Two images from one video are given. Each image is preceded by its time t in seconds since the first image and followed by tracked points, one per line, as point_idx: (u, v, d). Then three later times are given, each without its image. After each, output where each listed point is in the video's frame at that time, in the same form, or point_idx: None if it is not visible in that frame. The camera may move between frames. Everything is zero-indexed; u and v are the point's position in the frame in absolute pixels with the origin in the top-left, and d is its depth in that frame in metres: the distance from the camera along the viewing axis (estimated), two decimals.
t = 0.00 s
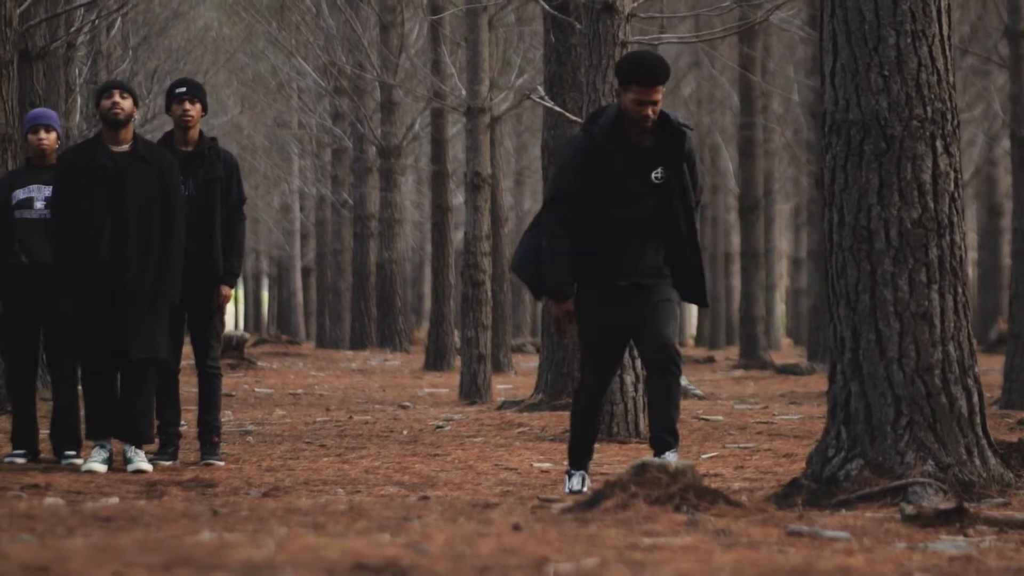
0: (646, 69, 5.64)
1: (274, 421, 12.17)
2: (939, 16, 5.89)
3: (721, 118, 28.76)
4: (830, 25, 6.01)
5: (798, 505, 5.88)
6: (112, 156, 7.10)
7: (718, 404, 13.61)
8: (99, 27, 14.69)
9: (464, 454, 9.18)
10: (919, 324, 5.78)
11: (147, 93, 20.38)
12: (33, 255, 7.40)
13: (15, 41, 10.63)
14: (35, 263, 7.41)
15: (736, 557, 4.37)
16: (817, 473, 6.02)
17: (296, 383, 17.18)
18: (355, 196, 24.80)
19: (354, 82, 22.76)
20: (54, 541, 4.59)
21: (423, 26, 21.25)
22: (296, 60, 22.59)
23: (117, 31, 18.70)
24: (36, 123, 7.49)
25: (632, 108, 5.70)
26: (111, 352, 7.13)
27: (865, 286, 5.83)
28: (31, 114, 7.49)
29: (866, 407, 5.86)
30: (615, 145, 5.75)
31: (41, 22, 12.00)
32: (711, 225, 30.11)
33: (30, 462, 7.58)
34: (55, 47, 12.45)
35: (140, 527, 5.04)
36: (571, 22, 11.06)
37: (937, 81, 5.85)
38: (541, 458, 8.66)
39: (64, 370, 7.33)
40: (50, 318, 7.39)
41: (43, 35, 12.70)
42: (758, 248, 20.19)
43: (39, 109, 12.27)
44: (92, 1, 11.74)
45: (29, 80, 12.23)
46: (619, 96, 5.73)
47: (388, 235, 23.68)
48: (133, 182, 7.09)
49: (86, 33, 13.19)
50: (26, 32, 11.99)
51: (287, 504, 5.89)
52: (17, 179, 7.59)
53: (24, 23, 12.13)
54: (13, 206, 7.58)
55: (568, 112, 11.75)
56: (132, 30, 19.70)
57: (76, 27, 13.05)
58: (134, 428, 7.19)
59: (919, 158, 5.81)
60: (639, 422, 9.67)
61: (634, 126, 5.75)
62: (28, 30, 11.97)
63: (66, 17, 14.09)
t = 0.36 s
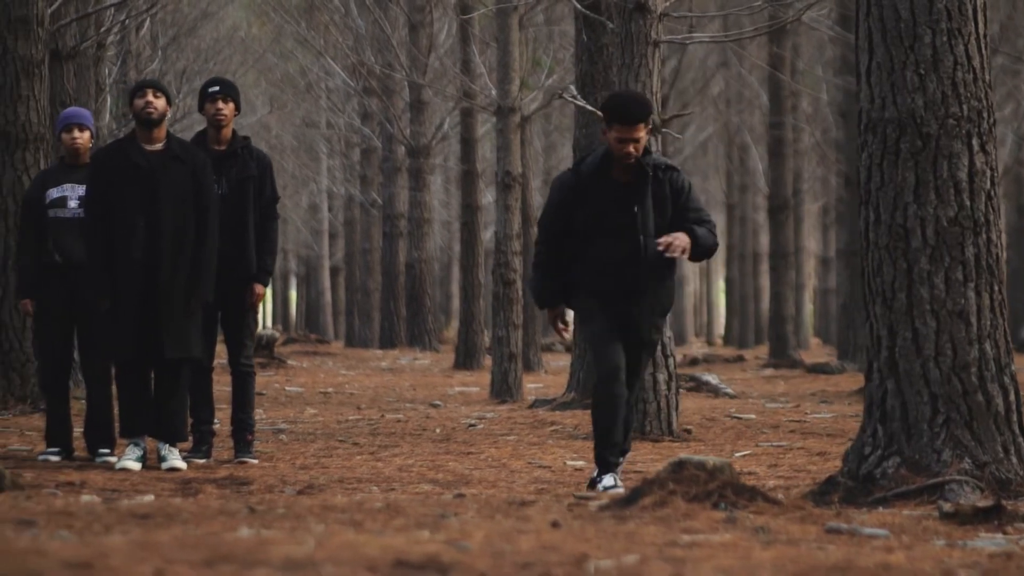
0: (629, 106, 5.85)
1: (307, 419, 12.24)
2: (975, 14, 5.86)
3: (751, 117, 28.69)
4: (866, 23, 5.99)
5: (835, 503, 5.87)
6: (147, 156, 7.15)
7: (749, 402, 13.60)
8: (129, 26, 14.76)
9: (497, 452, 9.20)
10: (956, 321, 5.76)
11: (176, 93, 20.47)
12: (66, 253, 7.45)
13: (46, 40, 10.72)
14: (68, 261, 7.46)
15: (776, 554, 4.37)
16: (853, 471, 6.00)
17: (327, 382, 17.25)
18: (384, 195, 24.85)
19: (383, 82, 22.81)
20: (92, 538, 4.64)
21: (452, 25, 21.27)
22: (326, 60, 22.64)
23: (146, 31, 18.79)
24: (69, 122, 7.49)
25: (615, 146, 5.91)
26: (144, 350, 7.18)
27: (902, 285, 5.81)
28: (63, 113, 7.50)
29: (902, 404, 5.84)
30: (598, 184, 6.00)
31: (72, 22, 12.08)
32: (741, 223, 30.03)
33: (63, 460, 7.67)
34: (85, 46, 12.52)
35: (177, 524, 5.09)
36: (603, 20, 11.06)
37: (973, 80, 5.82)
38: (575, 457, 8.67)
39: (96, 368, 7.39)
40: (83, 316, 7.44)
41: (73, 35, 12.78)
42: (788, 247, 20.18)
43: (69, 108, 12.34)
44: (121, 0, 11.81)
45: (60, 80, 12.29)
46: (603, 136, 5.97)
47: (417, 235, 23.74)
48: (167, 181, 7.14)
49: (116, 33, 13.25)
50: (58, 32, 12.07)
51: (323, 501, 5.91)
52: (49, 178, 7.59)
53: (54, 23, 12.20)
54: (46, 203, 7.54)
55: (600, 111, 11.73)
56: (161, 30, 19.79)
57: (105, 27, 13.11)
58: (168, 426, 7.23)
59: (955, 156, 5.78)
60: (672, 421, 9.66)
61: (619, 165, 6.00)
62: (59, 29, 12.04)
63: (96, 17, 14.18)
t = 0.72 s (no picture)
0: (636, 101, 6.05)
1: (348, 420, 12.30)
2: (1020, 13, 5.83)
3: (790, 116, 28.57)
4: (911, 23, 5.96)
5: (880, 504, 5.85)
6: (190, 156, 7.22)
7: (788, 403, 13.56)
8: (168, 27, 14.85)
9: (539, 453, 9.22)
10: (1001, 321, 5.73)
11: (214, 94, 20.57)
12: (108, 253, 7.53)
13: (87, 41, 10.81)
14: (110, 261, 7.54)
15: (823, 554, 4.37)
16: (898, 472, 5.98)
17: (365, 383, 17.32)
18: (422, 196, 24.90)
19: (422, 82, 22.85)
20: (138, 537, 4.69)
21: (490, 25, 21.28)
22: (364, 61, 22.70)
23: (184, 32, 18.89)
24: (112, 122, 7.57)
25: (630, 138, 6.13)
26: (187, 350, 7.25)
27: (946, 284, 5.78)
28: (107, 113, 7.58)
29: (947, 404, 5.81)
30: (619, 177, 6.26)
31: (112, 23, 12.16)
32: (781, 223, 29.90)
33: (106, 460, 7.74)
34: (125, 46, 12.61)
35: (224, 524, 5.14)
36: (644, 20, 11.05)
37: (1018, 79, 5.80)
38: (616, 458, 8.67)
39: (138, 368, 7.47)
40: (125, 316, 7.52)
41: (113, 36, 12.88)
42: (826, 248, 20.09)
43: (109, 109, 12.44)
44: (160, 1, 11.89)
45: (100, 81, 12.38)
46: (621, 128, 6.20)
47: (455, 236, 23.77)
48: (209, 181, 7.20)
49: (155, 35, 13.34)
50: (98, 33, 12.17)
51: (368, 502, 5.95)
52: (92, 179, 7.66)
53: (94, 23, 12.29)
54: (89, 204, 7.62)
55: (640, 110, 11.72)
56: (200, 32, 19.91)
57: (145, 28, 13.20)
58: (210, 426, 7.29)
59: (1000, 155, 5.75)
60: (713, 422, 9.65)
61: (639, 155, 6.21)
62: (99, 30, 12.13)
63: (136, 18, 14.28)
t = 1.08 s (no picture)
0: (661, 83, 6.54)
1: (392, 419, 12.35)
2: None
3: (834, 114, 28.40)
4: (958, 20, 5.93)
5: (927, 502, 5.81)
6: (236, 156, 7.28)
7: (833, 403, 13.50)
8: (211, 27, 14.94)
9: (584, 452, 9.23)
10: None
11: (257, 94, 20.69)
12: (154, 253, 7.60)
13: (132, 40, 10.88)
14: (156, 260, 7.61)
15: (874, 552, 4.35)
16: (945, 470, 5.93)
17: (408, 382, 17.38)
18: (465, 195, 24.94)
19: (464, 82, 22.88)
20: (186, 536, 4.74)
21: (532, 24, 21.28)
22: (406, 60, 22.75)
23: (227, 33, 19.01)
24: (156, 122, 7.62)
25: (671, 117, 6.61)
26: (233, 349, 7.31)
27: (995, 282, 5.75)
28: (152, 111, 7.64)
29: (995, 403, 5.76)
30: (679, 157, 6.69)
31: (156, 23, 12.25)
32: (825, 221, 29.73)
33: (152, 458, 7.81)
34: (169, 45, 12.70)
35: (271, 522, 5.18)
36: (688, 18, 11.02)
37: None
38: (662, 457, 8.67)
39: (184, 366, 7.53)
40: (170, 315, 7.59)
41: (157, 35, 12.96)
42: (869, 247, 19.99)
43: (153, 108, 12.54)
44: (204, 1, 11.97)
45: (144, 81, 12.48)
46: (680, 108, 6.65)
47: (498, 235, 23.80)
48: (255, 181, 7.26)
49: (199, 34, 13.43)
50: (142, 33, 12.26)
51: (415, 501, 5.98)
52: (137, 178, 7.72)
53: (138, 23, 12.38)
54: (134, 203, 7.68)
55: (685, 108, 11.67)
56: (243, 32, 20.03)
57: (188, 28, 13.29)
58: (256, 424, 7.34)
59: None
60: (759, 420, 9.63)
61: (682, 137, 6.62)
62: (143, 30, 12.22)
63: (179, 18, 14.39)
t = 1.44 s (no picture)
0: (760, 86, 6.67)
1: (433, 417, 12.38)
2: None
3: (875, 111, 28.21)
4: (1002, 17, 5.89)
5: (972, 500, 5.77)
6: (278, 155, 7.33)
7: (874, 401, 13.41)
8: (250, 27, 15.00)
9: (625, 450, 9.23)
10: None
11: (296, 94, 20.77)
12: (196, 252, 7.66)
13: (173, 39, 10.94)
14: (198, 259, 7.67)
15: (919, 550, 4.33)
16: (989, 468, 5.88)
17: (448, 381, 17.39)
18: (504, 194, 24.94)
19: (503, 81, 22.88)
20: (230, 533, 4.78)
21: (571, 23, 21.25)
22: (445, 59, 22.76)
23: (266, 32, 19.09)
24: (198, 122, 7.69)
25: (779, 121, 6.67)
26: (275, 348, 7.36)
27: None
28: (194, 111, 7.70)
29: None
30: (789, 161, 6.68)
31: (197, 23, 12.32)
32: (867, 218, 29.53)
33: (194, 457, 7.88)
34: (210, 45, 12.76)
35: (315, 520, 5.22)
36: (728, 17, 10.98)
37: None
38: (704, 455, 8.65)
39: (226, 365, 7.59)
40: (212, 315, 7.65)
41: (197, 35, 13.04)
42: (910, 244, 19.86)
43: (193, 107, 12.62)
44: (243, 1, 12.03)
45: (185, 80, 12.56)
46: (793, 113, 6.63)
47: (537, 234, 23.77)
48: (298, 180, 7.30)
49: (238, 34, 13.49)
50: (182, 34, 12.34)
51: (457, 499, 6.00)
52: (178, 178, 7.78)
53: (179, 24, 12.46)
54: (176, 203, 7.75)
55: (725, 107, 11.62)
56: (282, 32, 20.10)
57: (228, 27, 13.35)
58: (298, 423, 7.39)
59: None
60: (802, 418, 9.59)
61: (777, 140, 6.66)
62: (184, 31, 12.30)
63: (219, 18, 14.47)
